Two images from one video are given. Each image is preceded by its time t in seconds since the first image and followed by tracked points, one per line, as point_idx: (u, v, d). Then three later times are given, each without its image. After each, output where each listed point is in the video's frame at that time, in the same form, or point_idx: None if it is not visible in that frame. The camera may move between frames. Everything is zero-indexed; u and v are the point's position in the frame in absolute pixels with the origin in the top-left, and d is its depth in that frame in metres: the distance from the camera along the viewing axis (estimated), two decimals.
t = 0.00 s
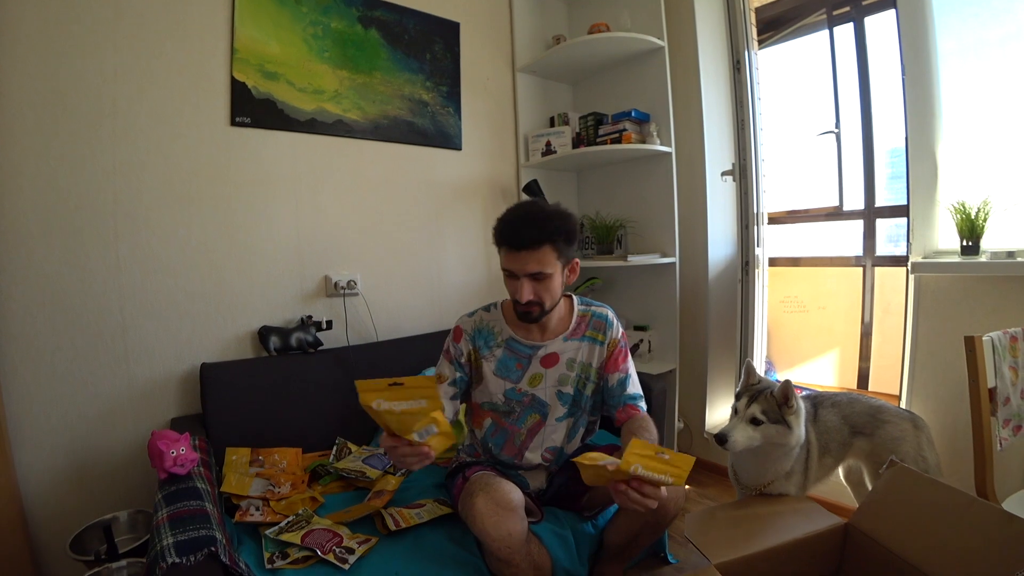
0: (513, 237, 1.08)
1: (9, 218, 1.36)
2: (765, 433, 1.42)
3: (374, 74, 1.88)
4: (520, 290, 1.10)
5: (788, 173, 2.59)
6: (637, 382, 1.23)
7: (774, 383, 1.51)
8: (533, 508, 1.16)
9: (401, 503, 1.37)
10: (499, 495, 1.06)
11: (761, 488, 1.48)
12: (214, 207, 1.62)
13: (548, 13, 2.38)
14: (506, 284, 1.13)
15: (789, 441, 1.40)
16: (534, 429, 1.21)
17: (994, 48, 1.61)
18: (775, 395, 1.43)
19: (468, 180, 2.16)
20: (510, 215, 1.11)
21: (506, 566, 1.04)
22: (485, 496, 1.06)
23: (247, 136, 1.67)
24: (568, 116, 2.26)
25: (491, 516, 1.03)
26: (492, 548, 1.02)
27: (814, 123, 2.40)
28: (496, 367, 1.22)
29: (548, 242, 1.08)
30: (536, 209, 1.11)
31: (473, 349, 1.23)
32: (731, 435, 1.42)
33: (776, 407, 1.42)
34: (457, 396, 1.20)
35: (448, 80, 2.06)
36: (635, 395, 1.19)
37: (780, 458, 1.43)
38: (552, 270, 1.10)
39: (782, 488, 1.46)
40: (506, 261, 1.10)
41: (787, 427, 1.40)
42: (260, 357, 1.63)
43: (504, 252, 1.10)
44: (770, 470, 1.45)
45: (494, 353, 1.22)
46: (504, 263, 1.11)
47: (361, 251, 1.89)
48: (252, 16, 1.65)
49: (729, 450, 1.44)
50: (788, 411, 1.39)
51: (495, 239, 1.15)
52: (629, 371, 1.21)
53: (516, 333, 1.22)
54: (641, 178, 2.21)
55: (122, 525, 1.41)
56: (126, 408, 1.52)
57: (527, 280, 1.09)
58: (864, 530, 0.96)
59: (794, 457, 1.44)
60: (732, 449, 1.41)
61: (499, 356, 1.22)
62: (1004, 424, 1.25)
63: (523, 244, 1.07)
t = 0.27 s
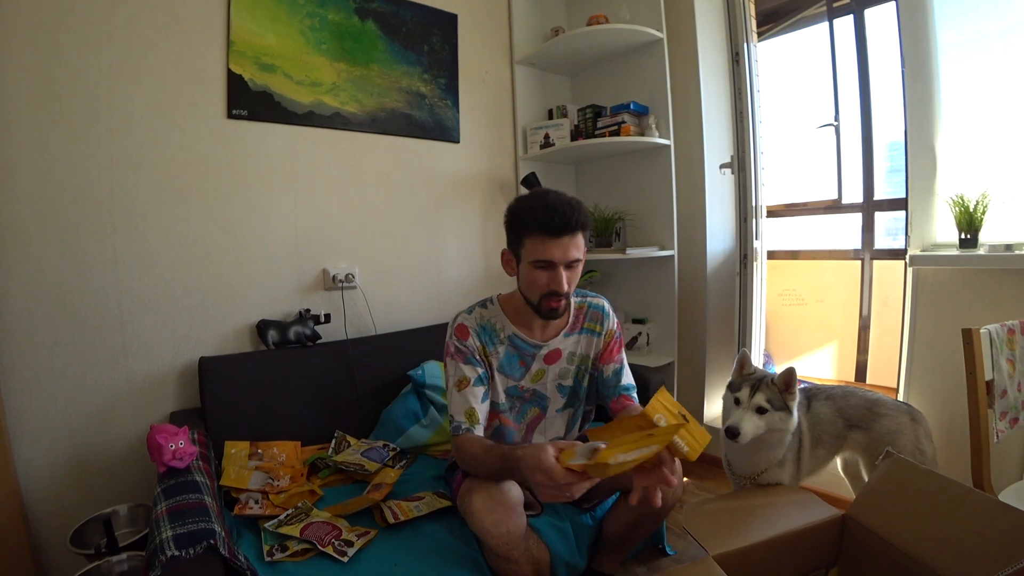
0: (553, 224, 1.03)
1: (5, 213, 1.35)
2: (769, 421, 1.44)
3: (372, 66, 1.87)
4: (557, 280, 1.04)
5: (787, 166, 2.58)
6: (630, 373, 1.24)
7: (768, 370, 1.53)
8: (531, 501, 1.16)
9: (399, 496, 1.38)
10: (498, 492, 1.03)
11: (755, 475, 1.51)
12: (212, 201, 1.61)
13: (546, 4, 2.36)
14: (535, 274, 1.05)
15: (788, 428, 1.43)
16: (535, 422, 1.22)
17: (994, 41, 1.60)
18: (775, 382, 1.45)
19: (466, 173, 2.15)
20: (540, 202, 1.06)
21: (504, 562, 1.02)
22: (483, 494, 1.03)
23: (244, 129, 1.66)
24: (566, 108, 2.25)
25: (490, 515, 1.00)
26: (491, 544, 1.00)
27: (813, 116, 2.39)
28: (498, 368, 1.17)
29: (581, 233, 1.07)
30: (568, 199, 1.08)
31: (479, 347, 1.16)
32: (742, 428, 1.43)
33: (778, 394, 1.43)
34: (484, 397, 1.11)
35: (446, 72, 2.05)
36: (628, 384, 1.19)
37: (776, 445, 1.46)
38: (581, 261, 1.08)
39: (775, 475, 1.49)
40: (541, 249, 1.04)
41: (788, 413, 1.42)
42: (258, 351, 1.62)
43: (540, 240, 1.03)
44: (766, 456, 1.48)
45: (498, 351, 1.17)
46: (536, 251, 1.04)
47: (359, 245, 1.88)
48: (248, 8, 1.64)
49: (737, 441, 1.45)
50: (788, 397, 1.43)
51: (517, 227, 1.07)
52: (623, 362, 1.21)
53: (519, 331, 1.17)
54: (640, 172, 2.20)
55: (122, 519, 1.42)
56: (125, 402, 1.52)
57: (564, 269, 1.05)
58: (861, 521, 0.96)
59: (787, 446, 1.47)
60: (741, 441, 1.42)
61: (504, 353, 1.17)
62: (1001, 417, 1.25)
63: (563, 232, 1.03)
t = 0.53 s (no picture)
0: (571, 230, 0.99)
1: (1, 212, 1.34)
2: (773, 415, 1.45)
3: (368, 62, 1.86)
4: (568, 288, 1.02)
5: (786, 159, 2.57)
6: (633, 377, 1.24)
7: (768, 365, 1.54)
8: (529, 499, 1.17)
9: (399, 493, 1.38)
10: (487, 501, 1.03)
11: (754, 469, 1.51)
12: (209, 199, 1.61)
13: None
14: (546, 280, 1.02)
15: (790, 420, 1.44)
16: (528, 430, 1.22)
17: (993, 32, 1.59)
18: (776, 374, 1.46)
19: (464, 168, 2.14)
20: (559, 203, 1.02)
21: (499, 569, 1.01)
22: (473, 502, 1.03)
23: (241, 127, 1.65)
24: (564, 103, 2.24)
25: (480, 523, 1.00)
26: (482, 553, 1.00)
27: (812, 109, 2.38)
28: (493, 371, 1.17)
29: (597, 239, 1.04)
30: (587, 202, 1.04)
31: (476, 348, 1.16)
32: (750, 424, 1.42)
33: (779, 386, 1.45)
34: (486, 400, 1.10)
35: (443, 67, 2.04)
36: (631, 390, 1.19)
37: (777, 438, 1.47)
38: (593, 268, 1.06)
39: (774, 469, 1.50)
40: (556, 255, 1.00)
41: (790, 406, 1.44)
42: (257, 348, 1.62)
43: (556, 245, 1.00)
44: (767, 450, 1.49)
45: (493, 353, 1.17)
46: (551, 257, 1.00)
47: (357, 242, 1.88)
48: (242, 4, 1.63)
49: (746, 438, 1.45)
50: (790, 388, 1.44)
51: (530, 227, 1.03)
52: (626, 366, 1.21)
53: (515, 334, 1.17)
54: (638, 166, 2.19)
55: (124, 517, 1.42)
56: (124, 401, 1.52)
57: (577, 277, 1.03)
58: (861, 515, 0.96)
59: (786, 438, 1.48)
60: (750, 437, 1.42)
61: (499, 357, 1.17)
62: (1000, 409, 1.25)
63: (581, 238, 1.00)
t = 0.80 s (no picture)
0: (579, 241, 0.98)
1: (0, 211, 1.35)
2: (776, 412, 1.45)
3: (367, 61, 1.86)
4: (570, 299, 1.02)
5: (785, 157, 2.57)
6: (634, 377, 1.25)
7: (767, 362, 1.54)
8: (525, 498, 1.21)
9: (398, 491, 1.38)
10: (479, 505, 1.03)
11: (755, 467, 1.52)
12: (208, 198, 1.61)
13: None
14: (549, 290, 1.02)
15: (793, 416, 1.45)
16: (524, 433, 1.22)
17: (991, 29, 1.59)
18: (776, 372, 1.48)
19: (463, 167, 2.14)
20: (568, 213, 1.00)
21: (495, 571, 1.01)
22: (465, 505, 1.03)
23: (240, 125, 1.65)
24: (563, 101, 2.24)
25: (472, 527, 1.00)
26: (475, 557, 1.00)
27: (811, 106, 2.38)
28: (486, 374, 1.16)
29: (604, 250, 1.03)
30: (596, 211, 1.03)
31: (468, 353, 1.16)
32: (755, 424, 1.42)
33: (780, 382, 1.46)
34: (472, 406, 1.10)
35: (442, 66, 2.04)
36: (632, 391, 1.20)
37: (778, 436, 1.47)
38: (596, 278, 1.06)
39: (774, 466, 1.51)
40: (562, 265, 0.99)
41: (792, 401, 1.45)
42: (257, 347, 1.63)
43: (563, 256, 0.99)
44: (767, 449, 1.49)
45: (485, 358, 1.16)
46: (556, 267, 1.00)
47: (357, 241, 1.88)
48: (240, 2, 1.62)
49: (750, 438, 1.45)
50: (790, 384, 1.46)
51: (537, 235, 1.01)
52: (626, 369, 1.22)
53: (509, 338, 1.16)
54: (637, 163, 2.19)
55: (125, 516, 1.43)
56: (124, 400, 1.52)
57: (580, 288, 1.02)
58: (859, 511, 0.96)
59: (786, 436, 1.49)
60: (756, 437, 1.42)
61: (491, 361, 1.17)
62: (998, 406, 1.26)
63: (587, 250, 0.99)
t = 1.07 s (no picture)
0: (577, 241, 0.99)
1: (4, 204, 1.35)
2: (774, 414, 1.45)
3: (371, 58, 1.86)
4: (568, 300, 1.02)
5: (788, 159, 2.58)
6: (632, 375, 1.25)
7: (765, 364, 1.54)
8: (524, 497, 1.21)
9: (399, 488, 1.39)
10: (481, 498, 1.03)
11: (755, 469, 1.53)
12: (212, 195, 1.61)
13: None
14: (547, 290, 1.02)
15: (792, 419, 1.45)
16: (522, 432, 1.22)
17: (996, 34, 1.59)
18: (775, 374, 1.47)
19: (466, 165, 2.14)
20: (566, 213, 1.01)
21: (495, 565, 1.02)
22: (467, 500, 1.03)
23: (244, 122, 1.65)
24: (566, 100, 2.24)
25: (473, 520, 1.00)
26: (476, 549, 1.00)
27: (814, 109, 2.39)
28: (484, 373, 1.17)
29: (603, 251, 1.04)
30: (595, 213, 1.03)
31: (467, 352, 1.16)
32: (750, 426, 1.43)
33: (779, 385, 1.46)
34: (471, 404, 1.10)
35: (446, 64, 2.04)
36: (630, 389, 1.20)
37: (777, 438, 1.48)
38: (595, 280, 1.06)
39: (774, 468, 1.51)
40: (560, 265, 1.00)
41: (791, 405, 1.44)
42: (258, 343, 1.63)
43: (561, 256, 0.99)
44: (766, 450, 1.50)
45: (484, 357, 1.17)
46: (553, 267, 1.00)
47: (359, 238, 1.88)
48: None
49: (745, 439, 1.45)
50: (789, 388, 1.45)
51: (535, 235, 1.02)
52: (624, 368, 1.22)
53: (509, 338, 1.16)
54: (640, 164, 2.20)
55: (125, 510, 1.43)
56: (126, 395, 1.52)
57: (578, 289, 1.03)
58: (858, 513, 0.97)
59: (787, 438, 1.49)
60: (750, 438, 1.43)
61: (490, 360, 1.17)
62: (997, 410, 1.26)
63: (586, 250, 1.00)
